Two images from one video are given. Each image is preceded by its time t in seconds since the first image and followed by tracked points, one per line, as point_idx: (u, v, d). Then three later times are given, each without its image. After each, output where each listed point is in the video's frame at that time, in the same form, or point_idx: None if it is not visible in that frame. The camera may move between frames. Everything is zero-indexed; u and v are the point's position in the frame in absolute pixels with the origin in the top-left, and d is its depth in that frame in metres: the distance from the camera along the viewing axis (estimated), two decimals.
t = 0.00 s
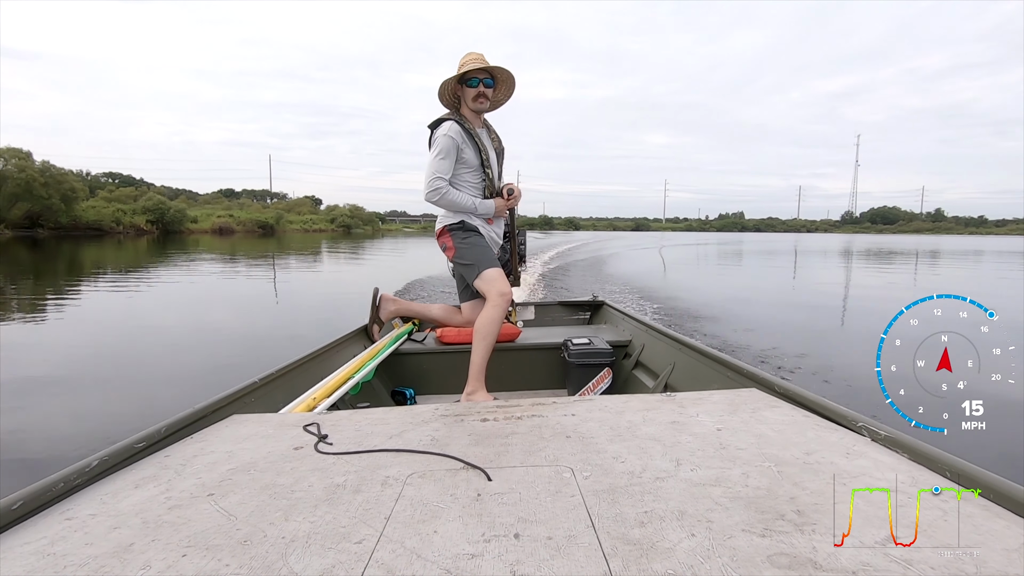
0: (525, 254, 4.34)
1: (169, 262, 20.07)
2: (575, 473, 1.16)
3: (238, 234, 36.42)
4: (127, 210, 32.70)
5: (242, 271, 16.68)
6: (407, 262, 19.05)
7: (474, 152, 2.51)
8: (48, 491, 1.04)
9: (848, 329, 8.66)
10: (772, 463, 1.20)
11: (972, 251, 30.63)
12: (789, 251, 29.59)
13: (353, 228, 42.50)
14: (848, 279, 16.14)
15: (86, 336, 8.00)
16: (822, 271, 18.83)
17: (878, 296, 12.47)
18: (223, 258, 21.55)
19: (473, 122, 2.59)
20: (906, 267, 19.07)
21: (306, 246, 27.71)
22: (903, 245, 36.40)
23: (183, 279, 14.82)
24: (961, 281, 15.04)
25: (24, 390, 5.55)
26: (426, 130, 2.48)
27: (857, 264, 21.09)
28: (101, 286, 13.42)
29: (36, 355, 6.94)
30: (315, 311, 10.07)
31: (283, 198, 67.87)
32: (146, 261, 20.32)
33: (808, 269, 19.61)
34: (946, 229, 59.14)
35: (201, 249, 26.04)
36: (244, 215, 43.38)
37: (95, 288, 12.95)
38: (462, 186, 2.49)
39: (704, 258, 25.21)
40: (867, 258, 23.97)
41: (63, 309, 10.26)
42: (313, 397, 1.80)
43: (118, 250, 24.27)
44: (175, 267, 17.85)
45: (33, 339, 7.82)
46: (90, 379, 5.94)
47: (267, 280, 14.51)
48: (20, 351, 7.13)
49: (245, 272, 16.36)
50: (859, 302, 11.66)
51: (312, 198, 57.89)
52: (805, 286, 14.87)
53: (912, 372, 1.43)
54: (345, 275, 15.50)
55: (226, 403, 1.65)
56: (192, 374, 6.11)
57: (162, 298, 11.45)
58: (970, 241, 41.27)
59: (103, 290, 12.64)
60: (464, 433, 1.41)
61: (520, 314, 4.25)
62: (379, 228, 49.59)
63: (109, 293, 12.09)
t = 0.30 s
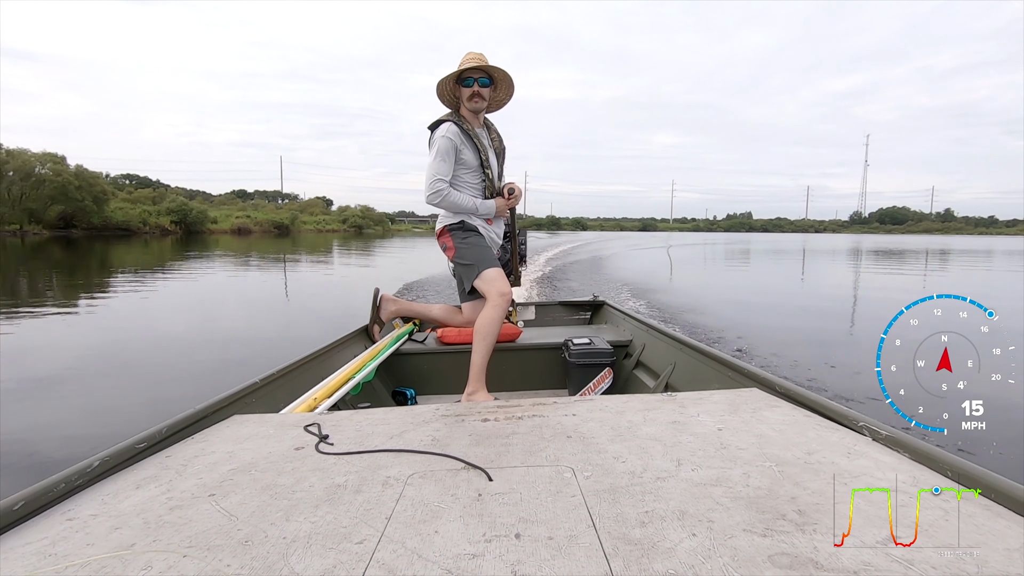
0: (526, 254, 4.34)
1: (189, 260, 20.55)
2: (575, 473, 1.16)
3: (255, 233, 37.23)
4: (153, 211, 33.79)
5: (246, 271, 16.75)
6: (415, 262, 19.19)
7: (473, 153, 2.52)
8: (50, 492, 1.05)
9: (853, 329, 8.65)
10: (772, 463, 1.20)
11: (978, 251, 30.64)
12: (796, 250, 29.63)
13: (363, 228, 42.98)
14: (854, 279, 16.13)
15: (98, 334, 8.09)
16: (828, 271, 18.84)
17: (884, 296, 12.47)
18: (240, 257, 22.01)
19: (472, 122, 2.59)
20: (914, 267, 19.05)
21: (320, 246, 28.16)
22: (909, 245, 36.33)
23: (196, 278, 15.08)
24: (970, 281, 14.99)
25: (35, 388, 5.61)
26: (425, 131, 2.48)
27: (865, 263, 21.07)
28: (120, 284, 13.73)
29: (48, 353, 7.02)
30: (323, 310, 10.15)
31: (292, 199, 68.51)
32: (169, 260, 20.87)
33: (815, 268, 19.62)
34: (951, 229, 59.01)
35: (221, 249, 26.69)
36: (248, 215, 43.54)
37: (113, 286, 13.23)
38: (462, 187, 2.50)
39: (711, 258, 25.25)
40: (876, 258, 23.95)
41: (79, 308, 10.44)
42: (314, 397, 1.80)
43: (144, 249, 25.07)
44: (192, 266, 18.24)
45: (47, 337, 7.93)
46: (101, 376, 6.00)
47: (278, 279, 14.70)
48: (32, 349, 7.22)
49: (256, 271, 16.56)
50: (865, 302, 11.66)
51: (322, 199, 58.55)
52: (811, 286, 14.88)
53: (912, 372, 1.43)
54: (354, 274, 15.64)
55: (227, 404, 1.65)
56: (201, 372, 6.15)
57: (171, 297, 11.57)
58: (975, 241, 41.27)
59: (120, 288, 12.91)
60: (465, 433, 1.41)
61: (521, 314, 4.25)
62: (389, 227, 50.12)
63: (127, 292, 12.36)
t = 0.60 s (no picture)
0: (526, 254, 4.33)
1: (209, 259, 21.03)
2: (576, 473, 1.16)
3: (269, 233, 37.91)
4: (174, 211, 34.67)
5: (250, 270, 16.83)
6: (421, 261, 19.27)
7: (473, 153, 2.52)
8: (52, 492, 1.05)
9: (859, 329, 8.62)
10: (773, 463, 1.20)
11: (984, 251, 30.76)
12: (804, 250, 29.74)
13: (373, 228, 43.43)
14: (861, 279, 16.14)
15: (110, 332, 8.19)
16: (832, 271, 18.88)
17: (890, 296, 12.47)
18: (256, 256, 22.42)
19: (471, 122, 2.58)
20: (923, 267, 19.06)
21: (328, 246, 28.43)
22: (916, 245, 36.34)
23: (210, 275, 15.32)
24: (978, 282, 14.97)
25: (41, 385, 5.64)
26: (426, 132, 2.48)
27: (873, 263, 21.10)
28: (138, 281, 14.03)
29: (61, 350, 7.10)
30: (331, 309, 10.24)
31: (300, 199, 69.07)
32: (189, 258, 21.39)
33: (822, 268, 19.66)
34: (955, 229, 59.03)
35: (238, 247, 27.26)
36: (252, 215, 43.70)
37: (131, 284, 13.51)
38: (462, 188, 2.50)
39: (717, 258, 25.31)
40: (885, 258, 23.97)
41: (94, 305, 10.61)
42: (316, 396, 1.80)
43: (166, 248, 25.73)
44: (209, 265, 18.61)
45: (61, 335, 8.03)
46: (112, 374, 6.05)
47: (289, 277, 14.88)
48: (45, 347, 7.30)
49: (266, 270, 16.76)
50: (870, 302, 11.66)
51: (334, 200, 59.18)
52: (816, 286, 14.90)
53: (912, 371, 1.43)
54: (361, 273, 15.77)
55: (229, 403, 1.66)
56: (211, 370, 6.20)
57: (182, 296, 11.69)
58: (980, 241, 41.30)
59: (136, 286, 13.14)
60: (466, 433, 1.41)
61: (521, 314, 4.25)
62: (397, 227, 50.57)
63: (143, 289, 12.61)
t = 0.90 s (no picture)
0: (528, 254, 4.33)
1: (227, 257, 21.54)
2: (577, 473, 1.16)
3: (281, 232, 38.41)
4: (194, 211, 35.62)
5: (255, 269, 16.93)
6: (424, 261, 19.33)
7: (474, 153, 2.52)
8: (52, 493, 1.05)
9: (867, 330, 8.59)
10: (775, 463, 1.20)
11: (991, 251, 30.82)
12: (812, 250, 29.84)
13: (382, 228, 43.88)
14: (868, 280, 16.14)
15: (119, 329, 8.26)
16: (835, 271, 18.89)
17: (898, 296, 12.46)
18: (269, 255, 22.80)
19: (473, 122, 2.59)
20: (932, 268, 19.04)
21: (335, 245, 28.63)
22: (924, 246, 36.32)
23: (223, 274, 15.61)
24: (988, 283, 14.91)
25: (46, 382, 5.67)
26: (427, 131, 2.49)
27: (883, 264, 21.11)
28: (156, 279, 14.39)
29: (75, 346, 7.21)
30: (339, 308, 10.34)
31: (308, 200, 69.77)
32: (208, 257, 21.96)
33: (830, 269, 19.68)
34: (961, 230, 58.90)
35: (256, 247, 27.90)
36: (257, 215, 43.96)
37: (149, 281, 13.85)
38: (463, 188, 2.50)
39: (725, 258, 25.37)
40: (895, 259, 23.95)
41: (109, 303, 10.82)
42: (316, 397, 1.80)
43: (187, 247, 26.47)
44: (225, 263, 19.02)
45: (76, 330, 8.17)
46: (123, 370, 6.13)
47: (293, 277, 14.96)
48: (58, 342, 7.41)
49: (277, 269, 17.01)
50: (877, 302, 11.66)
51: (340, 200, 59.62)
52: (823, 286, 14.91)
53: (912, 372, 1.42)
54: (369, 272, 15.94)
55: (230, 404, 1.66)
56: (220, 367, 6.26)
57: (192, 294, 11.86)
58: (986, 242, 41.26)
59: (151, 283, 13.42)
60: (466, 433, 1.41)
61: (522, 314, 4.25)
62: (406, 226, 51.05)
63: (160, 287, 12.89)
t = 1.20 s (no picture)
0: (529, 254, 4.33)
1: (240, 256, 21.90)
2: (577, 473, 1.16)
3: (292, 232, 38.74)
4: (211, 211, 36.26)
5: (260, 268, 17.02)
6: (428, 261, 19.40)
7: (476, 153, 2.52)
8: (52, 492, 1.05)
9: (870, 330, 8.59)
10: (775, 464, 1.20)
11: (994, 252, 30.94)
12: (817, 249, 29.98)
13: (389, 228, 44.15)
14: (872, 280, 16.15)
15: (125, 327, 8.30)
16: (838, 271, 18.91)
17: (902, 296, 12.47)
18: (276, 254, 22.95)
19: (475, 122, 2.59)
20: (938, 268, 19.06)
21: (342, 245, 28.82)
22: (929, 246, 36.34)
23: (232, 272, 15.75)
24: (993, 283, 14.91)
25: (50, 379, 5.69)
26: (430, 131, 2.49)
27: (888, 264, 21.12)
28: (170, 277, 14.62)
29: (80, 343, 7.24)
30: (345, 307, 10.39)
31: (315, 200, 70.34)
32: (223, 255, 22.32)
33: (835, 268, 19.70)
34: (965, 231, 58.80)
35: (270, 245, 28.36)
36: (263, 215, 44.20)
37: (164, 280, 14.07)
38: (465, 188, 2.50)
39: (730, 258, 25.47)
40: (902, 258, 23.96)
41: (115, 301, 10.89)
42: (317, 397, 1.80)
43: (207, 246, 27.03)
44: (238, 262, 19.26)
45: (84, 327, 8.21)
46: (129, 367, 6.15)
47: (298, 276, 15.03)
48: (64, 339, 7.44)
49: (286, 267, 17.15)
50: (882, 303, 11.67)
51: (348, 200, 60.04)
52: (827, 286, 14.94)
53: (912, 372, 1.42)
54: (375, 271, 16.01)
55: (229, 403, 1.66)
56: (226, 365, 6.28)
57: (199, 292, 11.94)
58: (990, 243, 41.26)
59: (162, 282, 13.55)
60: (466, 433, 1.41)
61: (523, 314, 4.25)
62: (415, 227, 51.77)
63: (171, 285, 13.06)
